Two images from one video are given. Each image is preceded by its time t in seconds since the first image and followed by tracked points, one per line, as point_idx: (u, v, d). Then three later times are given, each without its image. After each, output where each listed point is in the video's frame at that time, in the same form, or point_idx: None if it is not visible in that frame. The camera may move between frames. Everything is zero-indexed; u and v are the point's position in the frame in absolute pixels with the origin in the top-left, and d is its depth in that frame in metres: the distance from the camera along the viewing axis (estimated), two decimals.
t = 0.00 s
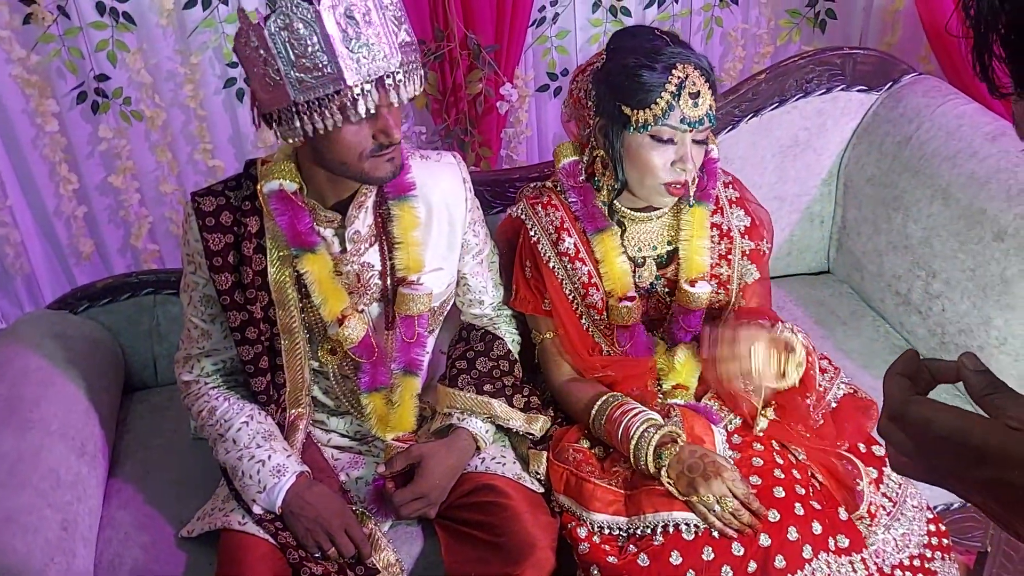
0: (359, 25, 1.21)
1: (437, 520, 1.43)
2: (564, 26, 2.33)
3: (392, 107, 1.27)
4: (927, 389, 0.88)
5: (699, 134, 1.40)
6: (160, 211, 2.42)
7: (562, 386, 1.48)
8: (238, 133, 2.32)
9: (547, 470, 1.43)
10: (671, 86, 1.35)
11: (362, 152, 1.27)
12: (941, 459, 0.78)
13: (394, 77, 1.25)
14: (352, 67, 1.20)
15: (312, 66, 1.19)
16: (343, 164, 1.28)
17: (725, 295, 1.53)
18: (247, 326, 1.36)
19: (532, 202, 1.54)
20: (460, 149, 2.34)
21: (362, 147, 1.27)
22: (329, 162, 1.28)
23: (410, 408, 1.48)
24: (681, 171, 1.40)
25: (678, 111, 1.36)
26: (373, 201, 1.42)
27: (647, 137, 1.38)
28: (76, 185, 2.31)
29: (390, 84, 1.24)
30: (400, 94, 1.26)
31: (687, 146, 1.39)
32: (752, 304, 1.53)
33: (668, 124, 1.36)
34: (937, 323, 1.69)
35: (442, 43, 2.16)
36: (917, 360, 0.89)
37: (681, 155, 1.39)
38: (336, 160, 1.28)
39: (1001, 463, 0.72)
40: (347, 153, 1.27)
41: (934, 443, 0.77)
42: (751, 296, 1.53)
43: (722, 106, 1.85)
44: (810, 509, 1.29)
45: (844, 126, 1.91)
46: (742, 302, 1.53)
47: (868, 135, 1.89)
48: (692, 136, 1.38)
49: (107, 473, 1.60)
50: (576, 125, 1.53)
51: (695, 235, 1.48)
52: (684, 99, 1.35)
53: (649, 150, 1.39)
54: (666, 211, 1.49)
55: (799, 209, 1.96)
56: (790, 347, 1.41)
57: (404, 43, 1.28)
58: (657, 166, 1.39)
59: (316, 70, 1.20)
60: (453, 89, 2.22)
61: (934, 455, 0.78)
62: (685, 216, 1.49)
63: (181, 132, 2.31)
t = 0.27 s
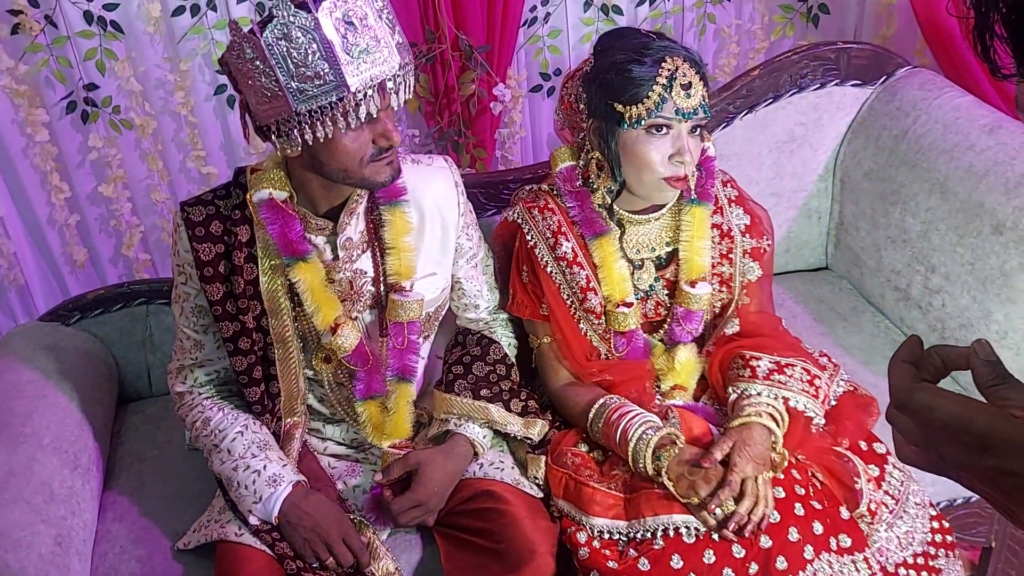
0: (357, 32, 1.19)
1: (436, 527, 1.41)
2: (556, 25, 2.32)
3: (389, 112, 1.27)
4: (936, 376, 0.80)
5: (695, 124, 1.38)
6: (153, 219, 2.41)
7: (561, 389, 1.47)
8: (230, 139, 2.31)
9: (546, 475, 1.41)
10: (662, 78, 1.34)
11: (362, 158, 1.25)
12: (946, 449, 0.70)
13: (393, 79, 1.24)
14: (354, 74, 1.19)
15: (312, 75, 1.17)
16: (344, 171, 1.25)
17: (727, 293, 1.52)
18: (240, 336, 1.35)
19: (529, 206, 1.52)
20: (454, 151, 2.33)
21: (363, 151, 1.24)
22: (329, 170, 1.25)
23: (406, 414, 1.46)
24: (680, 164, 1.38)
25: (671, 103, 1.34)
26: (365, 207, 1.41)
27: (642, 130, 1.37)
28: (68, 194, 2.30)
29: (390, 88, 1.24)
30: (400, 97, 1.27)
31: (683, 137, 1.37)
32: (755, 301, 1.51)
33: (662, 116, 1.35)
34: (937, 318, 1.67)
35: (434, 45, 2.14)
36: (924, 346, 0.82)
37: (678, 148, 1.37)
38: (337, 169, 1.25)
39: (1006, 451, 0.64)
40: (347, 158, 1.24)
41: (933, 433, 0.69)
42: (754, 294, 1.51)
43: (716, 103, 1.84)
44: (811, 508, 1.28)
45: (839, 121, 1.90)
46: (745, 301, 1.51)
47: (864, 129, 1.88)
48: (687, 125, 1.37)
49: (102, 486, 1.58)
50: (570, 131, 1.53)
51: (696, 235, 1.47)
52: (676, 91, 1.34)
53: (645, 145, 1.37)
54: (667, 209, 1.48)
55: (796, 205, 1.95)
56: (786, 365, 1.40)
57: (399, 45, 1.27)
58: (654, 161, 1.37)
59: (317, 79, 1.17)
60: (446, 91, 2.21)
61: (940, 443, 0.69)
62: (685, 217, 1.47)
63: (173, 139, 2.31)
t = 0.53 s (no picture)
0: (353, 32, 1.18)
1: (438, 528, 1.41)
2: (554, 22, 2.31)
3: (386, 110, 1.26)
4: (952, 373, 0.82)
5: (690, 120, 1.38)
6: (153, 221, 2.41)
7: (562, 387, 1.46)
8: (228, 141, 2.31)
9: (547, 474, 1.41)
10: (656, 74, 1.33)
11: (361, 159, 1.24)
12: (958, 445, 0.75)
13: (392, 78, 1.23)
14: (352, 73, 1.18)
15: (309, 75, 1.16)
16: (342, 172, 1.25)
17: (727, 288, 1.50)
18: (238, 339, 1.35)
19: (526, 203, 1.52)
20: (453, 149, 2.32)
21: (361, 151, 1.24)
22: (328, 171, 1.24)
23: (404, 414, 1.45)
24: (675, 160, 1.38)
25: (666, 99, 1.34)
26: (362, 207, 1.40)
27: (637, 126, 1.36)
28: (68, 198, 2.31)
29: (388, 86, 1.23)
30: (398, 96, 1.26)
31: (678, 133, 1.37)
32: (755, 295, 1.51)
33: (657, 112, 1.34)
34: (939, 311, 1.66)
35: (431, 43, 2.13)
36: (939, 342, 0.84)
37: (673, 144, 1.37)
38: (337, 170, 1.24)
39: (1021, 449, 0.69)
40: (345, 158, 1.23)
41: (948, 429, 0.74)
42: (754, 288, 1.50)
43: (714, 99, 1.83)
44: (814, 504, 1.27)
45: (839, 115, 1.89)
46: (745, 295, 1.50)
47: (864, 122, 1.86)
48: (682, 122, 1.36)
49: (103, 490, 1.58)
50: (566, 127, 1.51)
51: (695, 230, 1.46)
52: (670, 86, 1.33)
53: (640, 142, 1.36)
54: (664, 205, 1.47)
55: (797, 199, 1.93)
56: (791, 363, 1.39)
57: (396, 43, 1.26)
58: (649, 157, 1.37)
59: (315, 79, 1.16)
60: (444, 89, 2.20)
61: (953, 440, 0.75)
62: (683, 211, 1.46)
63: (172, 140, 2.30)
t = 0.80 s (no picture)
0: (356, 28, 1.17)
1: (442, 528, 1.40)
2: (559, 19, 2.30)
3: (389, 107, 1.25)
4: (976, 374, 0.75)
5: (688, 115, 1.37)
6: (158, 220, 2.42)
7: (565, 385, 1.46)
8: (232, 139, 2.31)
9: (551, 472, 1.40)
10: (654, 69, 1.31)
11: (365, 156, 1.24)
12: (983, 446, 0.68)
13: (396, 74, 1.23)
14: (357, 69, 1.17)
15: (315, 72, 1.15)
16: (347, 170, 1.25)
17: (731, 284, 1.49)
18: (240, 339, 1.34)
19: (526, 199, 1.51)
20: (457, 147, 2.32)
21: (364, 149, 1.23)
22: (332, 169, 1.24)
23: (405, 413, 1.44)
24: (673, 156, 1.36)
25: (663, 94, 1.32)
26: (363, 205, 1.39)
27: (635, 122, 1.35)
28: (74, 197, 2.31)
29: (393, 83, 1.23)
30: (402, 92, 1.25)
31: (676, 128, 1.35)
32: (758, 291, 1.48)
33: (654, 108, 1.33)
34: (948, 308, 1.65)
35: (435, 41, 2.12)
36: (966, 342, 0.76)
37: (671, 140, 1.36)
38: (342, 167, 1.24)
39: None
40: (349, 156, 1.23)
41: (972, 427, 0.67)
42: (757, 282, 1.48)
43: (719, 94, 1.82)
44: (820, 503, 1.26)
45: (845, 110, 1.87)
46: (748, 290, 1.48)
47: (871, 117, 1.85)
48: (680, 117, 1.35)
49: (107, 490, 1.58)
50: (566, 123, 1.50)
51: (696, 225, 1.44)
52: (668, 81, 1.32)
53: (638, 137, 1.35)
54: (664, 200, 1.45)
55: (804, 195, 1.92)
56: (796, 361, 1.37)
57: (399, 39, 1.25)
58: (647, 153, 1.36)
59: (320, 76, 1.16)
60: (448, 86, 2.20)
61: (975, 438, 0.68)
62: (684, 206, 1.44)
63: (177, 139, 2.30)
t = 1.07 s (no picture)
0: (369, 28, 1.17)
1: (452, 528, 1.39)
2: (569, 18, 2.30)
3: (401, 107, 1.25)
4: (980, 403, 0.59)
5: (695, 112, 1.36)
6: (169, 219, 2.43)
7: (574, 384, 1.45)
8: (242, 139, 2.32)
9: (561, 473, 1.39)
10: (659, 66, 1.31)
11: (375, 156, 1.24)
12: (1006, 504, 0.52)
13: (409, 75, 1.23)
14: (371, 70, 1.17)
15: (329, 73, 1.15)
16: (359, 170, 1.25)
17: (741, 282, 1.47)
18: (250, 339, 1.34)
19: (534, 197, 1.50)
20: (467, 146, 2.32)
21: (375, 149, 1.24)
22: (343, 169, 1.24)
23: (415, 414, 1.44)
24: (681, 153, 1.35)
25: (670, 91, 1.32)
26: (372, 205, 1.39)
27: (642, 120, 1.34)
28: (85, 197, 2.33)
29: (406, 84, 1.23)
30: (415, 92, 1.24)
31: (683, 125, 1.34)
32: (768, 289, 1.47)
33: (660, 104, 1.33)
34: (961, 308, 1.63)
35: (445, 40, 2.11)
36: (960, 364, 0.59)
37: (678, 137, 1.35)
38: (352, 167, 1.24)
39: None
40: (361, 155, 1.23)
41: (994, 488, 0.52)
42: (767, 280, 1.46)
43: (730, 93, 1.80)
44: (832, 505, 1.25)
45: (858, 108, 1.86)
46: (758, 288, 1.46)
47: (884, 115, 1.83)
48: (687, 115, 1.34)
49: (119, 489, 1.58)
50: (574, 122, 1.49)
51: (706, 222, 1.42)
52: (674, 78, 1.32)
53: (645, 135, 1.34)
54: (673, 195, 1.43)
55: (816, 194, 1.90)
56: (808, 361, 1.36)
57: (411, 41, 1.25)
58: (655, 150, 1.35)
59: (334, 77, 1.16)
60: (459, 86, 2.20)
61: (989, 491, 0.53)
62: (693, 203, 1.42)
63: (187, 139, 2.32)
